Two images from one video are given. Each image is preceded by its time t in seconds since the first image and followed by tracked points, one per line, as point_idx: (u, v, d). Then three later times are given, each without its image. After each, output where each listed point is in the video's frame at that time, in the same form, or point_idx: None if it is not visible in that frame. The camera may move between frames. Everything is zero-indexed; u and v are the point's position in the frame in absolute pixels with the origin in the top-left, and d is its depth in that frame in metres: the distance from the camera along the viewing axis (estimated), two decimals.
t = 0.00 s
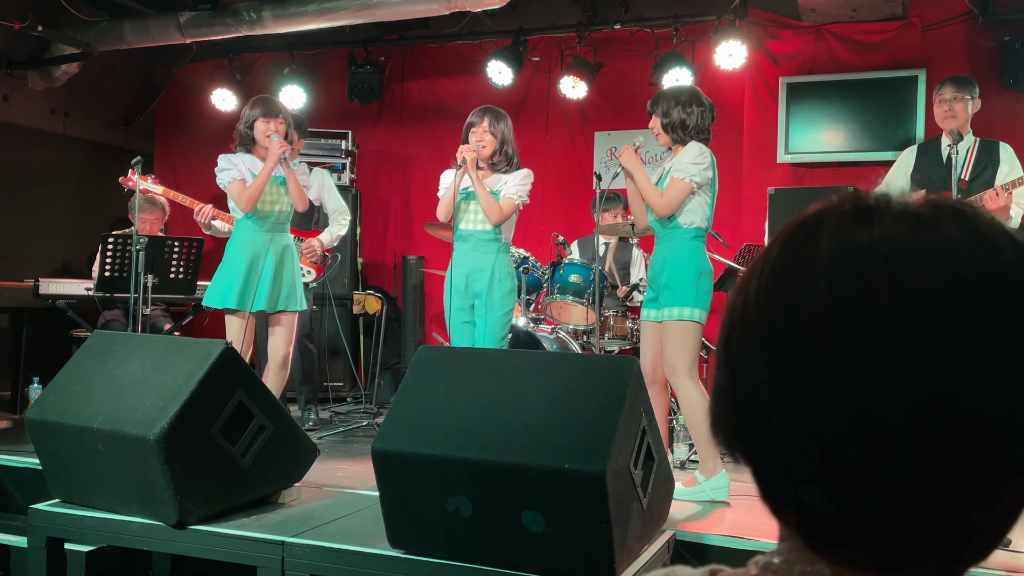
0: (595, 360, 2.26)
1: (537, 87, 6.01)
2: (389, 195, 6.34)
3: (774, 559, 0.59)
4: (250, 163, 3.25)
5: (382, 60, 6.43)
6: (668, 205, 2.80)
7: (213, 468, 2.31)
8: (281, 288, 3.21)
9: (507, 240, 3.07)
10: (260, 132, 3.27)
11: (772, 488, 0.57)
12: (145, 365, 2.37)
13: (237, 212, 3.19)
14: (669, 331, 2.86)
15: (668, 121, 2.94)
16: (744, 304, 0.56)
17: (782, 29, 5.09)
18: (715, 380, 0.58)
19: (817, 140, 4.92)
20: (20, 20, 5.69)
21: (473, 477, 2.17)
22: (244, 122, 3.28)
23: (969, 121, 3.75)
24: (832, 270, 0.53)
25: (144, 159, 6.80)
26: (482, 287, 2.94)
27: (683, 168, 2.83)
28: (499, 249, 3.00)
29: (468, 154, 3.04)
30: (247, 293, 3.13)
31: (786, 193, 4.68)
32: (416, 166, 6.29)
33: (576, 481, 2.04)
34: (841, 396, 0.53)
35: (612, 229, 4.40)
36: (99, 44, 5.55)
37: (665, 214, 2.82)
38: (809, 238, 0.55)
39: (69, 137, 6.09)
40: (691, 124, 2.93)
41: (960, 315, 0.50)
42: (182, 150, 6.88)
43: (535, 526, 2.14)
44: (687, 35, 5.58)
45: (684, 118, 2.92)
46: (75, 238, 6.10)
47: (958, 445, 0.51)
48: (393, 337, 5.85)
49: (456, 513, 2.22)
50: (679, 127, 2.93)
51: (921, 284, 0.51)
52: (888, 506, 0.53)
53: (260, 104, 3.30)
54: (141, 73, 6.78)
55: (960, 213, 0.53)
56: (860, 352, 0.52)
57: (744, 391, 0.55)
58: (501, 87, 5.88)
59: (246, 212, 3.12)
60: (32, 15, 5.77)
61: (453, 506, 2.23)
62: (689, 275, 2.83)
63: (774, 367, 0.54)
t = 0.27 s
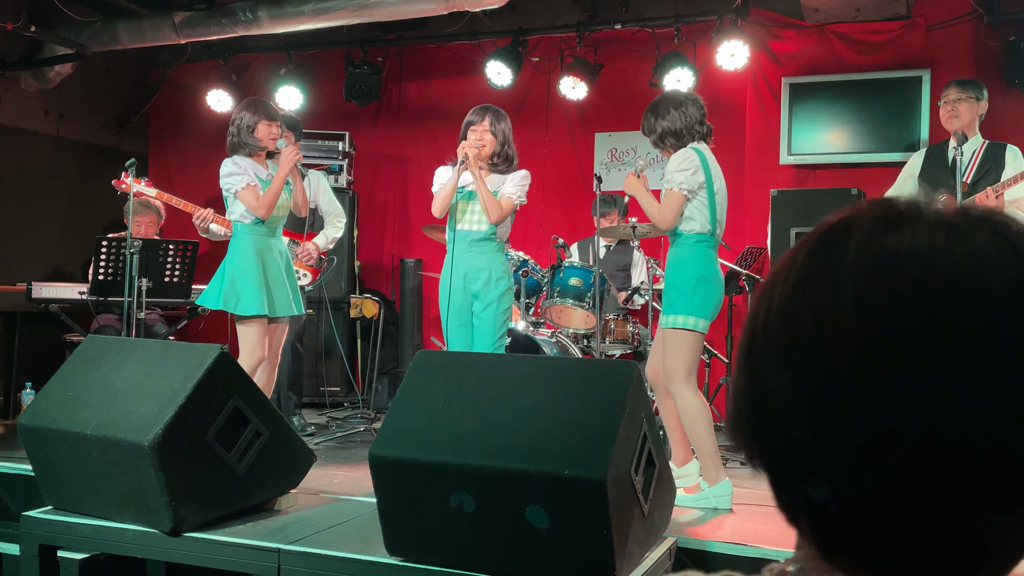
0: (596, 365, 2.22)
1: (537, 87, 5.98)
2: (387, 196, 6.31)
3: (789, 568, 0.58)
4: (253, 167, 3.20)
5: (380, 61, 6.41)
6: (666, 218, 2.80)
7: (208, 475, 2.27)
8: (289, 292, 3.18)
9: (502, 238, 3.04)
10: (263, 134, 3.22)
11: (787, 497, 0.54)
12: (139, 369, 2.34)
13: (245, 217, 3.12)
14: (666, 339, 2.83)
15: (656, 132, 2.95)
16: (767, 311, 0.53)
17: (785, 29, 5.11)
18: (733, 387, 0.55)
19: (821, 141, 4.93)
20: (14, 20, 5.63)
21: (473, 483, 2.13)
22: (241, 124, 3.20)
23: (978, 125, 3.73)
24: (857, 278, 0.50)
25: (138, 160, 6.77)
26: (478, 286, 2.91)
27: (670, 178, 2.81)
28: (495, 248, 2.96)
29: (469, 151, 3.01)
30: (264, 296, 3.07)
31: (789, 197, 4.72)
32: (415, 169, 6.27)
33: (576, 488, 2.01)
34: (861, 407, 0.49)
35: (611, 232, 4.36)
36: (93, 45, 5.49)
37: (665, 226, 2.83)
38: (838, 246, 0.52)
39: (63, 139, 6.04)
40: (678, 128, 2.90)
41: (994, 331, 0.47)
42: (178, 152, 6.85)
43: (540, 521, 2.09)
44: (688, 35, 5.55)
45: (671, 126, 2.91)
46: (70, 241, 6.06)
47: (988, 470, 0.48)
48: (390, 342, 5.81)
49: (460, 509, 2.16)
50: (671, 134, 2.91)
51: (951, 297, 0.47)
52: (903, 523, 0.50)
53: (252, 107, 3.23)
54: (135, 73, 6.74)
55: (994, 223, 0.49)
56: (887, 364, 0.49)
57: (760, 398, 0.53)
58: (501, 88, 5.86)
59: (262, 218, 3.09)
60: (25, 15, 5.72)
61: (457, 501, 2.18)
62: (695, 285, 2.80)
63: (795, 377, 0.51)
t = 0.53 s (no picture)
0: (599, 370, 2.18)
1: (537, 87, 5.94)
2: (385, 198, 6.27)
3: None
4: (246, 171, 3.16)
5: (376, 60, 6.36)
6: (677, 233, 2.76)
7: (202, 483, 2.23)
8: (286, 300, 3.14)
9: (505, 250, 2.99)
10: (257, 141, 3.18)
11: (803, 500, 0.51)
12: (131, 376, 2.30)
13: (239, 222, 3.08)
14: (674, 342, 2.79)
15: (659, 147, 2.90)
16: (802, 309, 0.50)
17: (791, 28, 5.06)
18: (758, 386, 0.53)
19: (826, 141, 4.83)
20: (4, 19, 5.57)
21: (473, 491, 2.09)
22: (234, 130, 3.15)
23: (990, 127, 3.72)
24: (895, 279, 0.47)
25: (131, 161, 6.73)
26: (480, 299, 2.87)
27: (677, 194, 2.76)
28: (497, 260, 2.92)
29: (467, 166, 2.95)
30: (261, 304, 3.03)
31: (794, 198, 4.63)
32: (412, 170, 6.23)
33: (577, 496, 1.96)
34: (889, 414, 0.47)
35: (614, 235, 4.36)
36: (84, 44, 5.42)
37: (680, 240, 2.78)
38: (882, 246, 0.49)
39: (54, 140, 5.99)
40: (681, 138, 2.86)
41: None
42: (172, 153, 6.80)
43: (535, 524, 2.04)
44: (691, 33, 5.52)
45: (674, 135, 2.86)
46: (61, 244, 6.02)
47: None
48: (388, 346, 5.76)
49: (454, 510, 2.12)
50: (677, 146, 2.87)
51: (1000, 300, 0.44)
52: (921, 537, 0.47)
53: (248, 112, 3.18)
54: (128, 73, 6.70)
55: None
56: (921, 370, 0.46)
57: (783, 398, 0.50)
58: (501, 88, 5.82)
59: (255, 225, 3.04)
60: (15, 14, 5.66)
61: (451, 502, 2.13)
62: (700, 292, 2.78)
63: (822, 378, 0.48)
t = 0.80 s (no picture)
0: (603, 376, 2.12)
1: (537, 85, 5.88)
2: (382, 198, 6.20)
3: None
4: (235, 169, 3.11)
5: (372, 57, 6.25)
6: (687, 229, 2.70)
7: (195, 492, 2.17)
8: (271, 303, 3.09)
9: (510, 243, 2.92)
10: (248, 140, 3.15)
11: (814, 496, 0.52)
12: (120, 382, 2.24)
13: (226, 223, 3.02)
14: (676, 340, 2.74)
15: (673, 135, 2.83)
16: (819, 309, 0.49)
17: (800, 25, 4.95)
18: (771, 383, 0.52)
19: (833, 140, 4.82)
20: None
21: (472, 501, 2.03)
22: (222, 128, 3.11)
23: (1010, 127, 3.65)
24: (915, 282, 0.47)
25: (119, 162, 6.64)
26: (487, 294, 2.81)
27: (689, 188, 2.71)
28: (503, 254, 2.86)
29: (467, 148, 2.92)
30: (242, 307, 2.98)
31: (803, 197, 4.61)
32: (410, 171, 6.17)
33: (578, 505, 1.90)
34: (900, 416, 0.47)
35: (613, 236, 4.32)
36: (73, 42, 5.33)
37: (685, 232, 2.71)
38: (904, 246, 0.48)
39: (41, 140, 5.90)
40: (696, 130, 2.79)
41: None
42: (163, 153, 6.73)
43: (530, 524, 1.98)
44: (695, 30, 5.51)
45: (687, 126, 2.79)
46: (49, 246, 5.94)
47: None
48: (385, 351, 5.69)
49: (447, 510, 2.06)
50: (689, 138, 2.81)
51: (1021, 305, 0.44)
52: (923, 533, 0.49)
53: (239, 109, 3.14)
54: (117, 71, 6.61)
55: None
56: (936, 375, 0.46)
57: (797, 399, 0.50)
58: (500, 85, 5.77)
59: (243, 224, 2.98)
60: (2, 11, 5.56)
61: (443, 502, 2.07)
62: (709, 291, 2.71)
63: (836, 381, 0.48)
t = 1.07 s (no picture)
0: (606, 380, 2.08)
1: (538, 84, 5.85)
2: (381, 201, 6.17)
3: None
4: (230, 168, 3.07)
5: (369, 56, 6.27)
6: (689, 222, 2.64)
7: (188, 499, 2.12)
8: (265, 306, 3.04)
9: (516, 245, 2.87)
10: (243, 138, 3.12)
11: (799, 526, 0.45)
12: (113, 388, 2.19)
13: (220, 224, 2.98)
14: (680, 344, 2.69)
15: (686, 124, 2.77)
16: (787, 330, 0.41)
17: (804, 23, 4.91)
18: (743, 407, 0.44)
19: (839, 140, 4.79)
20: None
21: (472, 508, 1.98)
22: (215, 128, 3.09)
23: None
24: (899, 294, 0.38)
25: (112, 164, 6.61)
26: (491, 297, 2.76)
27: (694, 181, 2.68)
28: (508, 256, 2.81)
29: (468, 151, 2.89)
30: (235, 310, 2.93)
31: (807, 199, 4.48)
32: (408, 172, 6.13)
33: (580, 512, 1.86)
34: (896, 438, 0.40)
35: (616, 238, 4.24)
36: (64, 42, 5.30)
37: (688, 230, 2.66)
38: (882, 250, 0.38)
39: (33, 140, 5.87)
40: (710, 127, 2.74)
41: None
42: (157, 154, 6.69)
43: (535, 529, 1.93)
44: (699, 27, 5.45)
45: (703, 120, 2.74)
46: (39, 249, 5.90)
47: None
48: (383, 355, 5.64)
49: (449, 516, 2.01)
50: (699, 129, 2.75)
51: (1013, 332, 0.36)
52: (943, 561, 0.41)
53: (232, 108, 3.11)
54: (110, 72, 6.58)
55: None
56: (934, 394, 0.38)
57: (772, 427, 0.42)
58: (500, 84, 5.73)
59: (238, 225, 2.94)
60: None
61: (445, 506, 2.02)
62: (711, 291, 2.66)
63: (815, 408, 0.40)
